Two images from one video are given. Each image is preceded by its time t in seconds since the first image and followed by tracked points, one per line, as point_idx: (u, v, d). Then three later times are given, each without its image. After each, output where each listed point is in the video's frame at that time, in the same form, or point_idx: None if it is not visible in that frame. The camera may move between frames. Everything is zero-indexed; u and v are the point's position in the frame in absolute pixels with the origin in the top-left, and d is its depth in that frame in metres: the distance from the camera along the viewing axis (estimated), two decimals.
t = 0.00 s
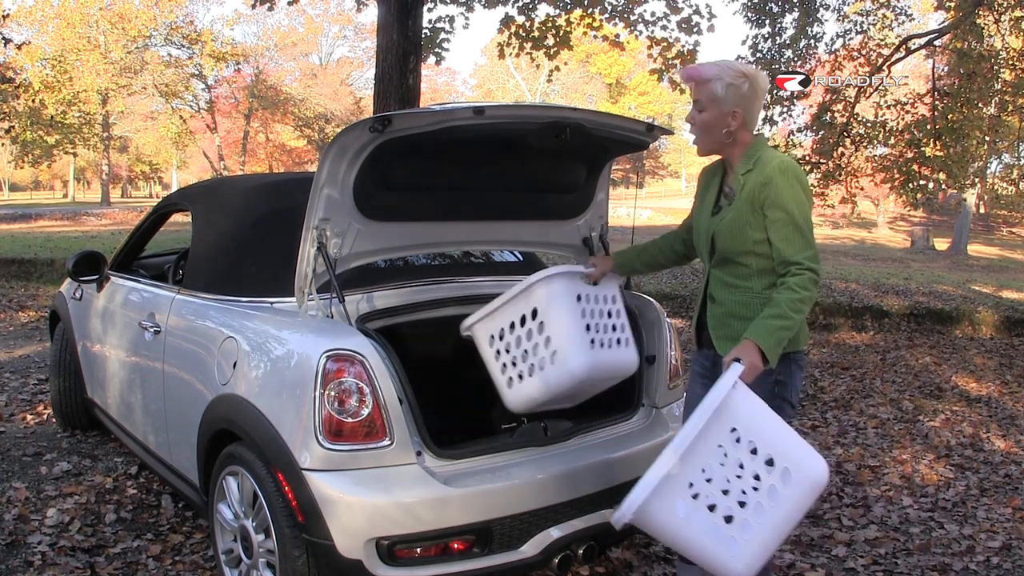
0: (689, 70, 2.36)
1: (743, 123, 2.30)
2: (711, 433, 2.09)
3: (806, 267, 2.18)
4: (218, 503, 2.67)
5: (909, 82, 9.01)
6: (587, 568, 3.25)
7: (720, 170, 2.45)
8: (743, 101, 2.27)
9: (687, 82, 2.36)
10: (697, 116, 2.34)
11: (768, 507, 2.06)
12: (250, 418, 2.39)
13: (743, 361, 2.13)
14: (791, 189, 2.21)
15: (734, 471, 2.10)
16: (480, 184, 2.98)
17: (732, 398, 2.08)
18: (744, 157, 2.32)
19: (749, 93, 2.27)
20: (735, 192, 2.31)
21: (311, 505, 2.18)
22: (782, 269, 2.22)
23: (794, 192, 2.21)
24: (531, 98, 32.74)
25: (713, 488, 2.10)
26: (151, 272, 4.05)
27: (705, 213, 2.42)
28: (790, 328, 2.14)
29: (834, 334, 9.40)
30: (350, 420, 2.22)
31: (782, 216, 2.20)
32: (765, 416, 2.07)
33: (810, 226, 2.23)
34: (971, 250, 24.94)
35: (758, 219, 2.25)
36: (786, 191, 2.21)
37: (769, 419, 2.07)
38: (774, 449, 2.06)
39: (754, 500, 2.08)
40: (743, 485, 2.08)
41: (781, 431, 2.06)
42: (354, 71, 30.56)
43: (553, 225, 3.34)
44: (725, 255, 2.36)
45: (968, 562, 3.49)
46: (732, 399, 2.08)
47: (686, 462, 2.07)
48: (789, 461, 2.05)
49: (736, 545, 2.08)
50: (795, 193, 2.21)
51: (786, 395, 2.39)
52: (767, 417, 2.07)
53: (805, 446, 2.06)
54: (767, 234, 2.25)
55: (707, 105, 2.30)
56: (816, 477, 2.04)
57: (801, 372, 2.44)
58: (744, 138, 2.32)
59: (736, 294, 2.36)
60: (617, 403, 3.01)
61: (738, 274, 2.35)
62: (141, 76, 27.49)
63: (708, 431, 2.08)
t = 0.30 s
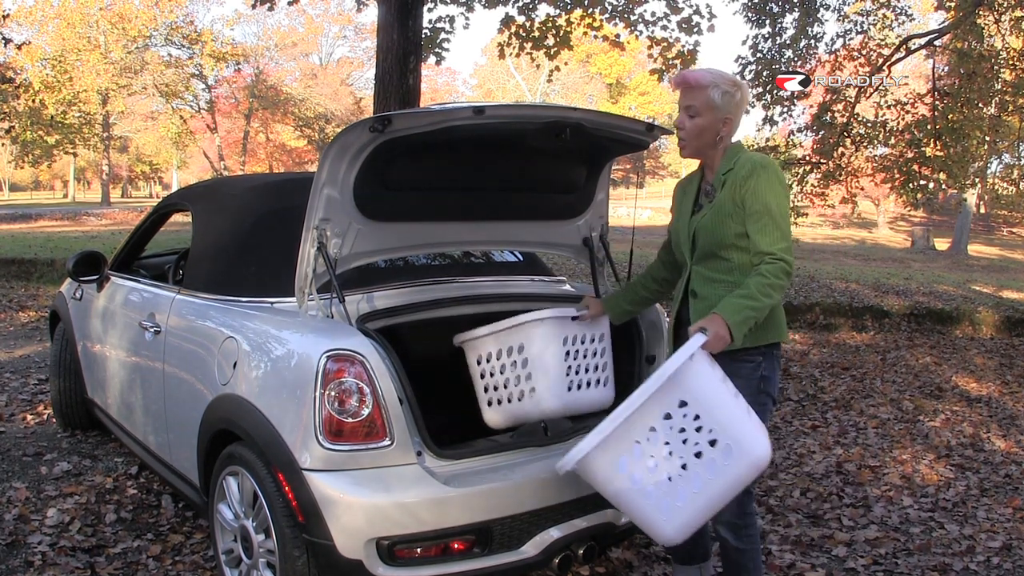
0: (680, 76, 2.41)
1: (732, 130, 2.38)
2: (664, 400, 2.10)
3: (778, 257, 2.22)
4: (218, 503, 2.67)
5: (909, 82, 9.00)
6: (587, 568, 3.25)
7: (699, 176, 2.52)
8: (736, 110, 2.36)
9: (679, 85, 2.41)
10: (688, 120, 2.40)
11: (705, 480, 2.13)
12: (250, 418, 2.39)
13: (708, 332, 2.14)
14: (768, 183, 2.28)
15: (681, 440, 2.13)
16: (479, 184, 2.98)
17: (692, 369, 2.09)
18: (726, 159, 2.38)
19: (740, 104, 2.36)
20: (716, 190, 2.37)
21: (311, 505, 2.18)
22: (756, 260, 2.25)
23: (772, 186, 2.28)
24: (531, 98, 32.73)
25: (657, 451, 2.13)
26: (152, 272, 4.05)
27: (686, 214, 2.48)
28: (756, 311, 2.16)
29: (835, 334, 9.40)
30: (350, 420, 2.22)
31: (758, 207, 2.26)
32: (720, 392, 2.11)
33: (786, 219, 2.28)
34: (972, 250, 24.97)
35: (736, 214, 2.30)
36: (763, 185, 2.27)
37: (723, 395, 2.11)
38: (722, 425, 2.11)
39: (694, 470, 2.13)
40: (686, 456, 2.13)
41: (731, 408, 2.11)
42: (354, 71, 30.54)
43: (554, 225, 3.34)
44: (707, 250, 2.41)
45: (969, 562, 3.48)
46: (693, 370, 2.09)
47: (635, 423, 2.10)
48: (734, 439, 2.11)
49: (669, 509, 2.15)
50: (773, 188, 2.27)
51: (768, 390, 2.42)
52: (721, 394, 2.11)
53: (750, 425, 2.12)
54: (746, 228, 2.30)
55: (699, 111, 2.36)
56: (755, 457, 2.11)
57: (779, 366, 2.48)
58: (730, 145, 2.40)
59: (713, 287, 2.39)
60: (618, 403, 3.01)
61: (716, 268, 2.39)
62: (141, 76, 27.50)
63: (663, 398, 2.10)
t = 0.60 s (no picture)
0: (666, 90, 2.41)
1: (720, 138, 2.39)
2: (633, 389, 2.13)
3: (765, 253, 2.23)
4: (218, 503, 2.67)
5: (909, 82, 9.00)
6: (587, 569, 3.25)
7: (689, 184, 2.53)
8: (722, 118, 2.37)
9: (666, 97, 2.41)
10: (677, 132, 2.38)
11: (672, 473, 2.08)
12: (250, 419, 2.39)
13: (688, 325, 2.15)
14: (756, 185, 2.30)
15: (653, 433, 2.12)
16: (479, 184, 2.99)
17: (662, 360, 2.09)
18: (717, 166, 2.40)
19: (725, 111, 2.38)
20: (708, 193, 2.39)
21: (311, 505, 2.18)
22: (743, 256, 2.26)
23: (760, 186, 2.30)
24: (531, 98, 32.74)
25: (628, 442, 2.14)
26: (153, 272, 4.05)
27: (679, 217, 2.50)
28: (736, 302, 2.16)
29: (835, 334, 9.40)
30: (350, 420, 2.22)
31: (747, 206, 2.28)
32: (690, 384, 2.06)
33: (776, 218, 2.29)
34: (972, 250, 25.00)
35: (728, 214, 2.32)
36: (752, 185, 2.30)
37: (693, 387, 2.06)
38: (689, 417, 2.05)
39: (662, 462, 2.10)
40: (654, 447, 2.11)
41: (702, 403, 2.04)
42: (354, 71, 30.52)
43: (554, 225, 3.35)
44: (699, 251, 2.42)
45: (969, 562, 3.48)
46: (661, 361, 2.09)
47: (602, 409, 2.16)
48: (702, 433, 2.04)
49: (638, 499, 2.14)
50: (761, 188, 2.30)
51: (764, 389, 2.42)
52: (691, 386, 2.06)
53: (721, 424, 2.02)
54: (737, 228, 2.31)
55: (688, 121, 2.36)
56: (722, 452, 2.01)
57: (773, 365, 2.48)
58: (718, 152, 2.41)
59: (704, 288, 2.39)
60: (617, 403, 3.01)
61: (707, 269, 2.40)
62: (141, 76, 27.52)
63: (631, 388, 2.13)
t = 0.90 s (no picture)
0: (657, 88, 2.42)
1: (717, 129, 2.39)
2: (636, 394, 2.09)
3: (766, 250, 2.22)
4: (218, 503, 2.67)
5: (909, 82, 8.99)
6: (587, 569, 3.25)
7: (689, 182, 2.53)
8: (717, 110, 2.37)
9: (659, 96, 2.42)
10: (672, 129, 2.39)
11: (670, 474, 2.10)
12: (250, 418, 2.39)
13: (689, 328, 2.13)
14: (755, 181, 2.30)
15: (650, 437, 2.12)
16: (480, 185, 2.99)
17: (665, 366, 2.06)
18: (715, 162, 2.40)
19: (720, 102, 2.37)
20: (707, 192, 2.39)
21: (311, 506, 2.18)
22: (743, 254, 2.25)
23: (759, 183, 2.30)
24: (531, 98, 32.74)
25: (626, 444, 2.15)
26: (153, 272, 4.05)
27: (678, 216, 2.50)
28: (739, 302, 2.15)
29: (835, 334, 9.40)
30: (350, 420, 2.22)
31: (747, 203, 2.28)
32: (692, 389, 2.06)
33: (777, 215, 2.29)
34: (972, 250, 25.02)
35: (728, 212, 2.32)
36: (751, 182, 2.30)
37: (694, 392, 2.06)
38: (690, 425, 2.05)
39: (661, 465, 2.11)
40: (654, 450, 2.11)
41: (701, 411, 2.05)
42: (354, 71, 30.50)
43: (554, 225, 3.35)
44: (699, 251, 2.42)
45: (968, 562, 3.48)
46: (665, 366, 2.06)
47: (600, 414, 2.13)
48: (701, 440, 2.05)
49: (636, 499, 2.17)
50: (760, 183, 2.30)
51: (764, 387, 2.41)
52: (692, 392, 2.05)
53: (722, 431, 2.05)
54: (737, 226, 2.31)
55: (683, 117, 2.36)
56: (722, 460, 2.04)
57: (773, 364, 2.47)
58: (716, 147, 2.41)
59: (705, 287, 2.39)
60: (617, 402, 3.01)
61: (708, 269, 2.40)
62: (141, 76, 27.53)
63: (633, 392, 2.09)
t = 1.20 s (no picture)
0: (651, 86, 2.43)
1: (712, 122, 2.37)
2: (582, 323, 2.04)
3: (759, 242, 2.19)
4: (219, 503, 2.67)
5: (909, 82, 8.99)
6: (587, 568, 3.25)
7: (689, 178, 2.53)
8: (711, 101, 2.35)
9: (651, 94, 2.43)
10: (668, 124, 2.39)
11: (570, 407, 2.10)
12: (250, 418, 2.39)
13: (660, 284, 2.11)
14: (750, 175, 2.28)
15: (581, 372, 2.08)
16: (480, 185, 2.99)
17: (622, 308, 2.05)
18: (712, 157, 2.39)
19: (714, 93, 2.35)
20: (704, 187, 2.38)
21: (311, 505, 2.18)
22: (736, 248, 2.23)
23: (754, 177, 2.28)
24: (531, 98, 32.75)
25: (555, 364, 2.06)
26: (153, 272, 4.05)
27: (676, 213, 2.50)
28: (724, 284, 2.12)
29: (834, 334, 9.40)
30: (350, 420, 2.22)
31: (741, 197, 2.26)
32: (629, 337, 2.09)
33: (773, 211, 2.27)
34: (972, 250, 25.06)
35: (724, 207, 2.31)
36: (747, 176, 2.28)
37: (630, 343, 2.10)
38: (620, 374, 2.10)
39: (572, 398, 2.10)
40: (568, 381, 2.08)
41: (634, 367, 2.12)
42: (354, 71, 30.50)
43: (554, 225, 3.35)
44: (696, 248, 2.41)
45: (968, 562, 3.48)
46: (620, 308, 2.05)
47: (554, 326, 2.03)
48: (614, 386, 2.11)
49: (528, 414, 2.10)
50: (757, 178, 2.28)
51: (756, 385, 2.42)
52: (629, 338, 2.09)
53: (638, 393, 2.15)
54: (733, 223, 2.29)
55: (677, 112, 2.36)
56: (628, 416, 2.14)
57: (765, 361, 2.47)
58: (712, 141, 2.40)
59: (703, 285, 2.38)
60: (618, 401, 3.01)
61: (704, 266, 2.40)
62: (141, 75, 27.55)
63: (581, 319, 2.03)
